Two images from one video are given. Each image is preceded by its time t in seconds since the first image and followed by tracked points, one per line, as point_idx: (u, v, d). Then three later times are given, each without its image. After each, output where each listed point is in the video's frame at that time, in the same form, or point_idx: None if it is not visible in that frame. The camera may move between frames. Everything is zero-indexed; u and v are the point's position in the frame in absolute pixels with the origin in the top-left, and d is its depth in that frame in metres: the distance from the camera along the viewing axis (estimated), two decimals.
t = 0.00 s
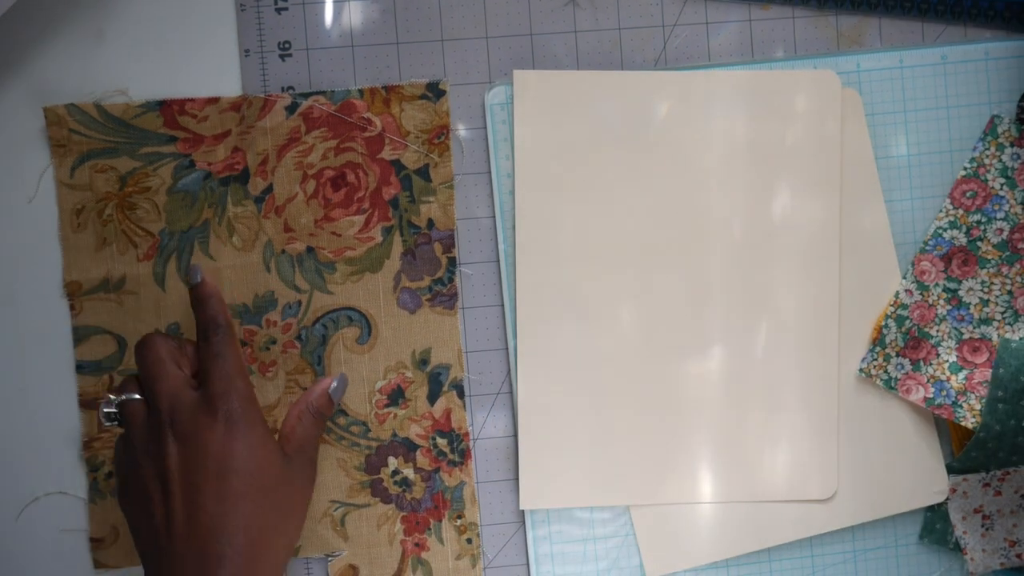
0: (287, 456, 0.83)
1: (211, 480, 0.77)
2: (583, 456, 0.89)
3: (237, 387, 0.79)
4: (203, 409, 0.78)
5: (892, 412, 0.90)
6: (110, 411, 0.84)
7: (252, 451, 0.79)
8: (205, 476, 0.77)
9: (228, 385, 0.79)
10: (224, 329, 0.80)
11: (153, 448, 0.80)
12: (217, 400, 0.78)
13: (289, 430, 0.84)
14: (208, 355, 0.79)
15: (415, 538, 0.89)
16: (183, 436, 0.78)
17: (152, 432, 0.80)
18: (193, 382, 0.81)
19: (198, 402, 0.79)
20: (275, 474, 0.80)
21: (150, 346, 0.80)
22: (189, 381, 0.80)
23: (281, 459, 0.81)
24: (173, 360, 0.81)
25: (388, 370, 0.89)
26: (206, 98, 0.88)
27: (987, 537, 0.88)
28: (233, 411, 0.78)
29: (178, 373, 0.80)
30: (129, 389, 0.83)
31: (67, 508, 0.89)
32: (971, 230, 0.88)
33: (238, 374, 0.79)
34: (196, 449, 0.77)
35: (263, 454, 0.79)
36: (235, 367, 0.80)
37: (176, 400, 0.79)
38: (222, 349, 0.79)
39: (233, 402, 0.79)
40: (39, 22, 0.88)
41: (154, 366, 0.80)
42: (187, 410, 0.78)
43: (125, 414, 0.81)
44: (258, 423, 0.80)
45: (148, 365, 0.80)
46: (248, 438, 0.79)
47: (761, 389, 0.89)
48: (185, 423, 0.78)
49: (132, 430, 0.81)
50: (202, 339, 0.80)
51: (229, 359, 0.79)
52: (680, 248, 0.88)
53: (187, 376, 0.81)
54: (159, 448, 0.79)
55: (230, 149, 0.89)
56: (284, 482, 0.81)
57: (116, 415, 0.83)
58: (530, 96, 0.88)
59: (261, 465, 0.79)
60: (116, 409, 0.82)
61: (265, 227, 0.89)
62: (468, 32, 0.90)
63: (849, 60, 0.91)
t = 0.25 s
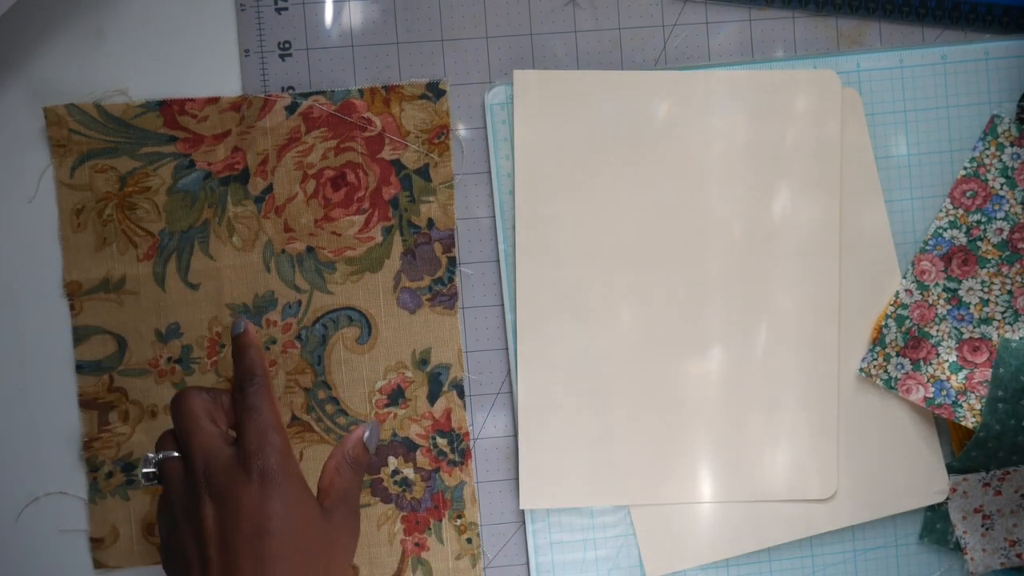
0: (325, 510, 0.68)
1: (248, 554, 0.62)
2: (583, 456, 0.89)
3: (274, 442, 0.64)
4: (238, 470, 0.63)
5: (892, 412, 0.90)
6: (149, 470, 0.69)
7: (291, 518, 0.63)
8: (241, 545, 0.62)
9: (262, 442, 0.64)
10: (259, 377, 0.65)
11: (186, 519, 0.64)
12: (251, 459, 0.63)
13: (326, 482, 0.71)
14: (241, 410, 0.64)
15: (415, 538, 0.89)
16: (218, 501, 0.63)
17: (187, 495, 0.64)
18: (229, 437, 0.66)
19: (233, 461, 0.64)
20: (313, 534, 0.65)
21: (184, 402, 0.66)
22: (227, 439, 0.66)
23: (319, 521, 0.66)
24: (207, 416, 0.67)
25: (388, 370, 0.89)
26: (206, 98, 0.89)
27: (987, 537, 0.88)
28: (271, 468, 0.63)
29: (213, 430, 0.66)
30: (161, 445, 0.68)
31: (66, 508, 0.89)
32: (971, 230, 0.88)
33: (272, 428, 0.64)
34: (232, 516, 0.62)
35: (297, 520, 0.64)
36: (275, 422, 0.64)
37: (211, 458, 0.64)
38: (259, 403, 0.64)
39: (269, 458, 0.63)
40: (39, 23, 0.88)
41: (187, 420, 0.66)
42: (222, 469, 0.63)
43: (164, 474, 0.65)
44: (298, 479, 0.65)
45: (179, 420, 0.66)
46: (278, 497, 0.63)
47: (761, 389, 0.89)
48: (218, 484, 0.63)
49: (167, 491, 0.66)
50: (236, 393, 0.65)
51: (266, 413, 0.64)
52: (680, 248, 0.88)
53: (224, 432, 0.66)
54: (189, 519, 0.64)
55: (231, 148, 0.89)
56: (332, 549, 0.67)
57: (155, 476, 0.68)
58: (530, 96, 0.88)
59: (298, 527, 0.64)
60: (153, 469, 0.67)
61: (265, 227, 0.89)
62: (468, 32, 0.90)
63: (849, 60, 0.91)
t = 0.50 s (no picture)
0: (313, 550, 0.72)
1: None
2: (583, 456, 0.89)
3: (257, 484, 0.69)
4: (220, 512, 0.69)
5: (892, 412, 0.90)
6: (137, 516, 0.76)
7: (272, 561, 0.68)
8: None
9: (245, 483, 0.69)
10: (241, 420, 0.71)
11: (173, 561, 0.70)
12: (234, 501, 0.69)
13: (313, 520, 0.75)
14: (224, 453, 0.70)
15: (415, 538, 0.89)
16: (201, 542, 0.69)
17: (174, 537, 0.70)
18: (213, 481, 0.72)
19: (216, 503, 0.69)
20: None
21: (169, 446, 0.72)
22: (211, 482, 0.71)
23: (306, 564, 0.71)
24: (192, 461, 0.72)
25: (388, 370, 0.89)
26: (206, 98, 0.88)
27: (988, 538, 0.87)
28: (253, 512, 0.68)
29: (197, 474, 0.72)
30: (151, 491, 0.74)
31: (67, 507, 0.89)
32: (971, 230, 0.88)
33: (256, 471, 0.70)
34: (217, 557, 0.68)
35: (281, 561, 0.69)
36: (259, 466, 0.70)
37: (196, 501, 0.70)
38: (242, 445, 0.70)
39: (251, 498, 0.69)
40: (39, 23, 0.88)
41: (172, 464, 0.72)
42: (206, 512, 0.69)
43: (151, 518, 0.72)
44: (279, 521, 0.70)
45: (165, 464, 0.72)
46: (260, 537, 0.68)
47: (761, 389, 0.89)
48: (202, 526, 0.69)
49: (154, 534, 0.72)
50: (221, 437, 0.71)
51: (250, 455, 0.70)
52: (680, 248, 0.88)
53: (209, 476, 0.72)
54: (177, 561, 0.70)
55: (231, 148, 0.89)
56: None
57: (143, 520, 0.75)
58: (530, 96, 0.88)
59: (284, 572, 0.68)
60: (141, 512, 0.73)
61: (265, 227, 0.89)
62: (468, 32, 0.90)
63: (849, 60, 0.91)
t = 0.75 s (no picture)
0: (318, 565, 0.82)
1: None
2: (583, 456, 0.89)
3: (263, 498, 0.79)
4: (224, 527, 0.77)
5: (892, 412, 0.90)
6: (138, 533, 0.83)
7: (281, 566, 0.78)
8: None
9: (251, 496, 0.78)
10: (246, 435, 0.80)
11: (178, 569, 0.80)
12: (240, 517, 0.78)
13: (319, 536, 0.84)
14: (231, 468, 0.79)
15: (415, 538, 0.89)
16: (206, 556, 0.77)
17: (179, 549, 0.79)
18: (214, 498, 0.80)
19: (220, 519, 0.78)
20: None
21: (169, 460, 0.83)
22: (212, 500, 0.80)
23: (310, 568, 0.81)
24: (192, 476, 0.82)
25: (388, 370, 0.89)
26: (206, 98, 0.89)
27: (988, 538, 0.87)
28: (258, 529, 0.77)
29: (199, 492, 0.80)
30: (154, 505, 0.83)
31: (67, 507, 0.89)
32: (971, 230, 0.88)
33: (260, 487, 0.79)
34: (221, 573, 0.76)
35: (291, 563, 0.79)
36: (261, 482, 0.79)
37: (200, 517, 0.78)
38: (246, 461, 0.79)
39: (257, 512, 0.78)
40: (39, 23, 0.88)
41: (173, 478, 0.82)
42: (210, 529, 0.77)
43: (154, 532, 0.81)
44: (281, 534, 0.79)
45: (167, 480, 0.82)
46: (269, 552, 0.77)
47: (761, 390, 0.89)
48: (207, 541, 0.77)
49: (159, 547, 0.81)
50: (227, 453, 0.80)
51: (253, 471, 0.79)
52: (680, 248, 0.88)
53: (209, 494, 0.80)
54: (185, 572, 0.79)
55: (231, 149, 0.89)
56: None
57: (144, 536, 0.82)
58: (530, 96, 0.88)
59: None
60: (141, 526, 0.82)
61: (265, 227, 0.89)
62: (468, 33, 0.90)
63: (849, 60, 0.91)
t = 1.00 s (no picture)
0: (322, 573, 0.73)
1: None
2: (583, 456, 0.89)
3: (268, 511, 0.72)
4: (231, 537, 0.71)
5: (891, 412, 0.90)
6: (145, 542, 0.81)
7: None
8: None
9: (255, 509, 0.72)
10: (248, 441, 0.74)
11: None
12: (245, 528, 0.71)
13: (325, 542, 0.75)
14: (235, 476, 0.73)
15: (415, 538, 0.89)
16: (212, 567, 0.71)
17: (184, 559, 0.74)
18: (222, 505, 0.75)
19: (225, 529, 0.72)
20: None
21: (172, 468, 0.79)
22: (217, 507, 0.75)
23: None
24: (197, 483, 0.78)
25: (388, 370, 0.89)
26: (206, 98, 0.89)
27: (988, 538, 0.87)
28: (263, 537, 0.71)
29: (204, 499, 0.75)
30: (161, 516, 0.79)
31: (67, 508, 0.89)
32: (971, 230, 0.88)
33: (264, 496, 0.72)
34: None
35: None
36: (270, 493, 0.73)
37: (205, 527, 0.73)
38: (250, 469, 0.73)
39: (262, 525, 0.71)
40: (39, 23, 0.88)
41: (178, 484, 0.77)
42: (216, 537, 0.72)
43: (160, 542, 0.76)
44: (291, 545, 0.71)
45: (172, 487, 0.77)
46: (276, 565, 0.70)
47: (761, 390, 0.89)
48: (212, 550, 0.72)
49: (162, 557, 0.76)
50: (230, 460, 0.74)
51: (258, 479, 0.73)
52: (680, 248, 0.88)
53: (214, 500, 0.75)
54: None
55: (231, 149, 0.89)
56: None
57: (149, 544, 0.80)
58: (530, 96, 0.88)
59: None
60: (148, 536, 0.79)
61: (265, 227, 0.89)
62: (468, 33, 0.90)
63: (849, 60, 0.91)
